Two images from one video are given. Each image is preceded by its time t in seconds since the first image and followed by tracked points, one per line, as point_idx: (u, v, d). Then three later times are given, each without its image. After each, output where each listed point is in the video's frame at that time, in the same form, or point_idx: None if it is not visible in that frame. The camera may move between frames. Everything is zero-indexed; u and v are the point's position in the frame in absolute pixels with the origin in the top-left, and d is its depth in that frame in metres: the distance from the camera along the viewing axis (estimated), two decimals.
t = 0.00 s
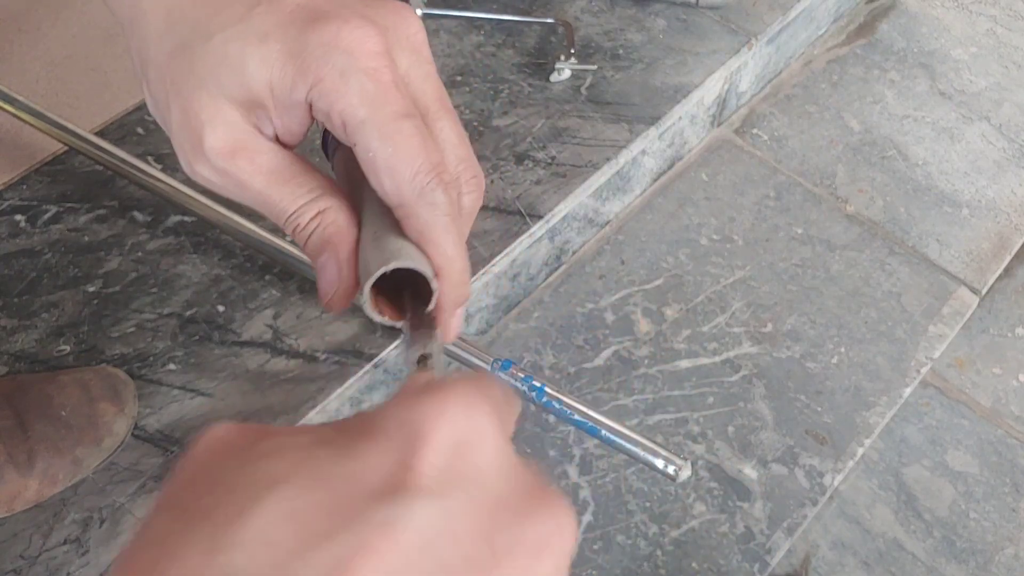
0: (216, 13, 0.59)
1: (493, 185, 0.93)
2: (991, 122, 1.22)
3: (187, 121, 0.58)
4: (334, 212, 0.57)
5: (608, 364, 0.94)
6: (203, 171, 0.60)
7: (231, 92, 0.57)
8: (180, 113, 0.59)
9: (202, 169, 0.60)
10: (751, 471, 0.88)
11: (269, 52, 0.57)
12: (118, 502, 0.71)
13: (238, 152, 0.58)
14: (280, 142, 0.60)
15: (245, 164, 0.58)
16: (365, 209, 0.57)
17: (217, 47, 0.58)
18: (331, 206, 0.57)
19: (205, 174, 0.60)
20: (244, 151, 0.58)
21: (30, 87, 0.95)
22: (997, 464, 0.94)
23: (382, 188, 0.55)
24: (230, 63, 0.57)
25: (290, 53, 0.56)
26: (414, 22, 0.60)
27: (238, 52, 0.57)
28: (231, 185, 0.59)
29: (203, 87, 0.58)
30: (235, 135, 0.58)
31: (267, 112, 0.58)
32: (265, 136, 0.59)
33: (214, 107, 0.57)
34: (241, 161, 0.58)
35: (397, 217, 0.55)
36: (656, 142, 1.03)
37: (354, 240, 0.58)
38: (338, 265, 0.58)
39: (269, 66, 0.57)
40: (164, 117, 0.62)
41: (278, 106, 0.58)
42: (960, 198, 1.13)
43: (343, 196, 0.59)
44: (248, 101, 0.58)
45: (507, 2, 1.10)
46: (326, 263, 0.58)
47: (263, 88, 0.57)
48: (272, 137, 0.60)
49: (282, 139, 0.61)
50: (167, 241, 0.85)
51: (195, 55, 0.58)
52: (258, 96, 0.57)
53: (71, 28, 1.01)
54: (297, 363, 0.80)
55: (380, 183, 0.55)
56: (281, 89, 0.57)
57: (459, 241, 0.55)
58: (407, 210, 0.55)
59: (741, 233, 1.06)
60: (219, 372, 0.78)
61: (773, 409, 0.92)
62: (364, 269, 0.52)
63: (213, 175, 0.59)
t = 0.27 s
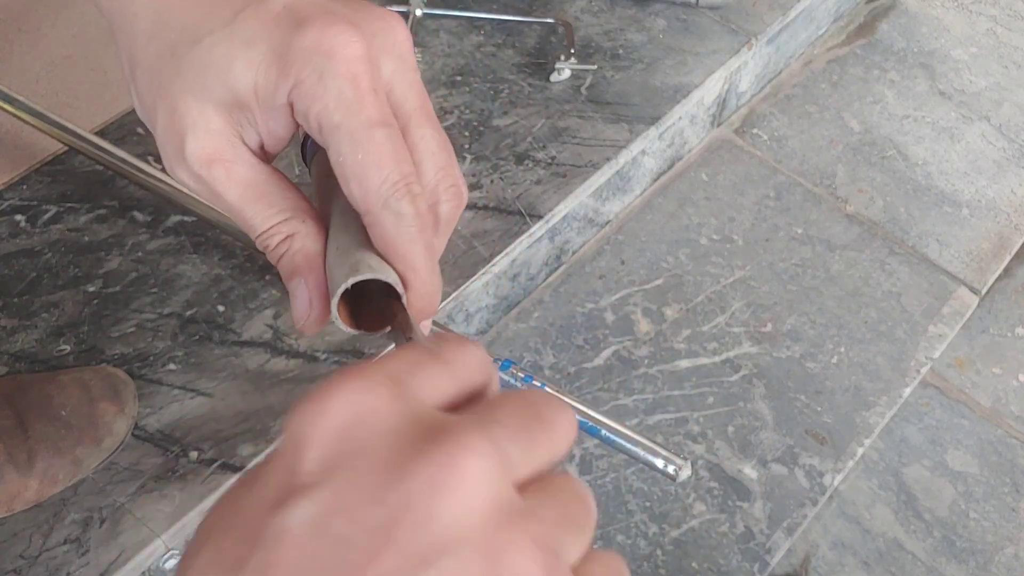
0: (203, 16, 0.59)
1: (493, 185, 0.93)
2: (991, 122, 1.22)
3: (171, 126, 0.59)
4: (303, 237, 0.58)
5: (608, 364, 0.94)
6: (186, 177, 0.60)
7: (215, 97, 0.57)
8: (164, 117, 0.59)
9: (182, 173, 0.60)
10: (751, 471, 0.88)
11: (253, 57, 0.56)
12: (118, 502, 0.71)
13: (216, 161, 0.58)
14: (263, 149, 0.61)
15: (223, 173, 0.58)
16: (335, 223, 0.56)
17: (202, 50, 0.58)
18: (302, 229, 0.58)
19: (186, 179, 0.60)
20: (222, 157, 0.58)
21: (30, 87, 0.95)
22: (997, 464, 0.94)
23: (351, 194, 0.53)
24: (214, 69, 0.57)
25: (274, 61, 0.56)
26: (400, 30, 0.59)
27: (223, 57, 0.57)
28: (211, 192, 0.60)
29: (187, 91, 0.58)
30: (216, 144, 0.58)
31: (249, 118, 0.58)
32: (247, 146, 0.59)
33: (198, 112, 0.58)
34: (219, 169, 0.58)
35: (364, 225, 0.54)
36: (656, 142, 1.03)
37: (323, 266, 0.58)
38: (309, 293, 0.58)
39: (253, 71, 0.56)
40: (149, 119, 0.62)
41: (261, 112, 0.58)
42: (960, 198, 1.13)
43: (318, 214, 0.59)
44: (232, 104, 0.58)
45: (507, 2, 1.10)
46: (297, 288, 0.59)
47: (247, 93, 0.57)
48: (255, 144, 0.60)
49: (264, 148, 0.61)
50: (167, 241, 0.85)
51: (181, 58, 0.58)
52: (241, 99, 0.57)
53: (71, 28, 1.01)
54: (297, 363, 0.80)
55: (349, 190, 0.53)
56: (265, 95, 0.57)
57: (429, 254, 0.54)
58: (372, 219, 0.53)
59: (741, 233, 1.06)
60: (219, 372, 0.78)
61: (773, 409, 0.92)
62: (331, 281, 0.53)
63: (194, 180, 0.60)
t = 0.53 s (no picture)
0: (201, 23, 0.59)
1: (493, 185, 0.93)
2: (991, 122, 1.22)
3: (173, 136, 0.59)
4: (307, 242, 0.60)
5: (608, 364, 0.94)
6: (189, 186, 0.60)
7: (214, 104, 0.57)
8: (165, 126, 0.59)
9: (185, 182, 0.60)
10: (751, 471, 0.88)
11: (248, 61, 0.56)
12: (118, 502, 0.71)
13: (217, 170, 0.58)
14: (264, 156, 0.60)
15: (224, 182, 0.58)
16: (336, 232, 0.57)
17: (201, 57, 0.58)
18: (304, 237, 0.60)
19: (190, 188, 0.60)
20: (222, 166, 0.58)
21: (30, 87, 0.95)
22: (997, 464, 0.94)
23: (349, 195, 0.54)
24: (212, 75, 0.57)
25: (269, 66, 0.55)
26: (397, 30, 0.58)
27: (219, 63, 0.57)
28: (213, 200, 0.60)
29: (186, 100, 0.58)
30: (217, 152, 0.58)
31: (248, 124, 0.58)
32: (248, 153, 0.59)
33: (197, 120, 0.57)
34: (219, 178, 0.58)
35: (363, 229, 0.55)
36: (656, 142, 1.03)
37: (325, 274, 0.60)
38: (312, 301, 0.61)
39: (249, 77, 0.56)
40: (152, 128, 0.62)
41: (259, 117, 0.58)
42: (960, 198, 1.13)
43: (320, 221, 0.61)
44: (230, 111, 0.58)
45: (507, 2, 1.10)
46: (301, 295, 0.61)
47: (244, 99, 0.57)
48: (256, 152, 0.60)
49: (266, 155, 0.61)
50: (168, 241, 0.85)
51: (180, 67, 0.58)
52: (239, 105, 0.57)
53: (71, 28, 1.01)
54: (297, 363, 0.80)
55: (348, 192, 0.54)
56: (261, 101, 0.56)
57: (429, 252, 0.55)
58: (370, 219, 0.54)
59: (741, 233, 1.06)
60: (219, 372, 0.78)
61: (773, 409, 0.92)
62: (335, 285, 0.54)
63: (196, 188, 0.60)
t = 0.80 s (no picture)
0: (208, 21, 0.58)
1: (493, 185, 0.93)
2: (991, 122, 1.22)
3: (180, 138, 0.58)
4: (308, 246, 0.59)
5: (609, 364, 0.94)
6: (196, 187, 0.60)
7: (220, 105, 0.57)
8: (172, 128, 0.58)
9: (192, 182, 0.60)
10: (751, 471, 0.88)
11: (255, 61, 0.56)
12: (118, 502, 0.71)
13: (223, 174, 0.57)
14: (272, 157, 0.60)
15: (231, 186, 0.57)
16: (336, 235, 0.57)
17: (206, 55, 0.57)
18: (308, 243, 0.59)
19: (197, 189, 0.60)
20: (229, 169, 0.57)
21: (31, 87, 0.95)
22: (997, 464, 0.94)
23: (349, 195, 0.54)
24: (218, 75, 0.56)
25: (275, 66, 0.55)
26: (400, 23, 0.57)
27: (226, 62, 0.56)
28: (219, 202, 0.59)
29: (192, 101, 0.57)
30: (222, 157, 0.57)
31: (255, 125, 0.58)
32: (257, 155, 0.58)
33: (203, 123, 0.56)
34: (227, 182, 0.57)
35: (362, 229, 0.55)
36: (656, 142, 1.03)
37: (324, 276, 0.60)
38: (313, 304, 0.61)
39: (257, 77, 0.56)
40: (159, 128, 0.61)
41: (264, 118, 0.57)
42: (960, 198, 1.13)
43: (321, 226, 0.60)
44: (236, 111, 0.57)
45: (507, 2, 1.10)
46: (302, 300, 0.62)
47: (252, 98, 0.57)
48: (263, 152, 0.59)
49: (273, 155, 0.60)
50: (168, 241, 0.85)
51: (186, 67, 0.58)
52: (247, 104, 0.57)
53: (71, 28, 1.01)
54: (297, 363, 0.80)
55: (351, 191, 0.54)
56: (268, 100, 0.56)
57: (428, 254, 0.55)
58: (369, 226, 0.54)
59: (741, 233, 1.06)
60: (219, 372, 0.78)
61: (773, 409, 0.92)
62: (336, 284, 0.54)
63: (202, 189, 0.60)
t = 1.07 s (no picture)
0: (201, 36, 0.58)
1: (493, 185, 0.93)
2: (992, 122, 1.22)
3: (151, 119, 0.57)
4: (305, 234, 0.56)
5: (609, 364, 0.94)
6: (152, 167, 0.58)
7: (199, 106, 0.56)
8: (144, 115, 0.57)
9: (152, 165, 0.58)
10: (750, 471, 0.88)
11: (247, 90, 0.55)
12: (118, 502, 0.71)
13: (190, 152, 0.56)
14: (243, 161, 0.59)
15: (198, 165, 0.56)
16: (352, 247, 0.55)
17: (194, 62, 0.57)
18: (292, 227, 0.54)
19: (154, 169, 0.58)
20: (196, 148, 0.56)
21: (31, 87, 0.95)
22: (997, 464, 0.94)
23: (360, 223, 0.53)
24: (204, 92, 0.56)
25: (270, 99, 0.55)
26: (399, 77, 0.59)
27: (216, 76, 0.56)
28: (182, 185, 0.57)
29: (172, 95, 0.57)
30: (193, 142, 0.56)
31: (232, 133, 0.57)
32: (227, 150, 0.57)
33: (181, 122, 0.56)
34: (193, 159, 0.56)
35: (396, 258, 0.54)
36: (656, 142, 1.03)
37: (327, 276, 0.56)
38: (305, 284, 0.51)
39: (246, 102, 0.55)
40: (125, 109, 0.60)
41: (249, 140, 0.56)
42: (960, 198, 1.13)
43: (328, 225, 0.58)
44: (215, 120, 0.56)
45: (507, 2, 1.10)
46: (290, 274, 0.51)
47: (236, 123, 0.56)
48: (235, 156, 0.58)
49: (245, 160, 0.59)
50: (168, 241, 0.85)
51: (172, 72, 0.57)
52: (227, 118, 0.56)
53: (71, 28, 1.01)
54: (297, 363, 0.80)
55: (378, 231, 0.53)
56: (255, 132, 0.55)
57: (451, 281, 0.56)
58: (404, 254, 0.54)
59: (741, 233, 1.06)
60: (219, 372, 0.78)
61: (772, 409, 0.92)
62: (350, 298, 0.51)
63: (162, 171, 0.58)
